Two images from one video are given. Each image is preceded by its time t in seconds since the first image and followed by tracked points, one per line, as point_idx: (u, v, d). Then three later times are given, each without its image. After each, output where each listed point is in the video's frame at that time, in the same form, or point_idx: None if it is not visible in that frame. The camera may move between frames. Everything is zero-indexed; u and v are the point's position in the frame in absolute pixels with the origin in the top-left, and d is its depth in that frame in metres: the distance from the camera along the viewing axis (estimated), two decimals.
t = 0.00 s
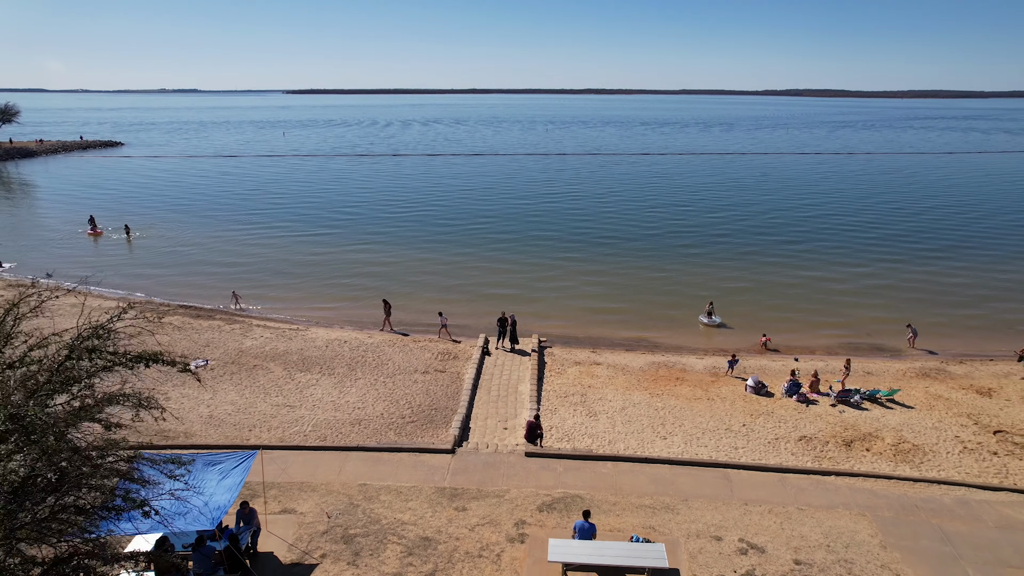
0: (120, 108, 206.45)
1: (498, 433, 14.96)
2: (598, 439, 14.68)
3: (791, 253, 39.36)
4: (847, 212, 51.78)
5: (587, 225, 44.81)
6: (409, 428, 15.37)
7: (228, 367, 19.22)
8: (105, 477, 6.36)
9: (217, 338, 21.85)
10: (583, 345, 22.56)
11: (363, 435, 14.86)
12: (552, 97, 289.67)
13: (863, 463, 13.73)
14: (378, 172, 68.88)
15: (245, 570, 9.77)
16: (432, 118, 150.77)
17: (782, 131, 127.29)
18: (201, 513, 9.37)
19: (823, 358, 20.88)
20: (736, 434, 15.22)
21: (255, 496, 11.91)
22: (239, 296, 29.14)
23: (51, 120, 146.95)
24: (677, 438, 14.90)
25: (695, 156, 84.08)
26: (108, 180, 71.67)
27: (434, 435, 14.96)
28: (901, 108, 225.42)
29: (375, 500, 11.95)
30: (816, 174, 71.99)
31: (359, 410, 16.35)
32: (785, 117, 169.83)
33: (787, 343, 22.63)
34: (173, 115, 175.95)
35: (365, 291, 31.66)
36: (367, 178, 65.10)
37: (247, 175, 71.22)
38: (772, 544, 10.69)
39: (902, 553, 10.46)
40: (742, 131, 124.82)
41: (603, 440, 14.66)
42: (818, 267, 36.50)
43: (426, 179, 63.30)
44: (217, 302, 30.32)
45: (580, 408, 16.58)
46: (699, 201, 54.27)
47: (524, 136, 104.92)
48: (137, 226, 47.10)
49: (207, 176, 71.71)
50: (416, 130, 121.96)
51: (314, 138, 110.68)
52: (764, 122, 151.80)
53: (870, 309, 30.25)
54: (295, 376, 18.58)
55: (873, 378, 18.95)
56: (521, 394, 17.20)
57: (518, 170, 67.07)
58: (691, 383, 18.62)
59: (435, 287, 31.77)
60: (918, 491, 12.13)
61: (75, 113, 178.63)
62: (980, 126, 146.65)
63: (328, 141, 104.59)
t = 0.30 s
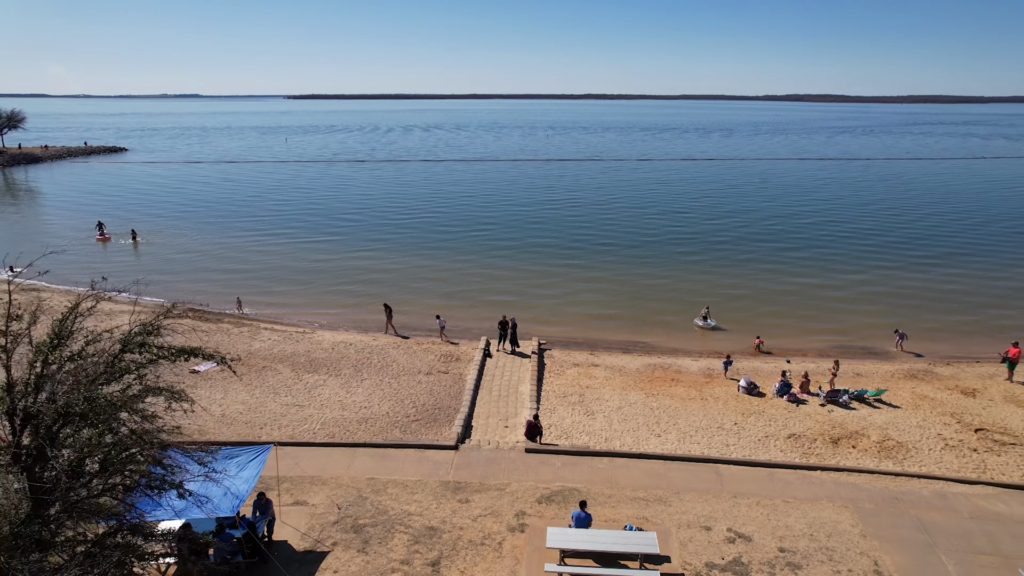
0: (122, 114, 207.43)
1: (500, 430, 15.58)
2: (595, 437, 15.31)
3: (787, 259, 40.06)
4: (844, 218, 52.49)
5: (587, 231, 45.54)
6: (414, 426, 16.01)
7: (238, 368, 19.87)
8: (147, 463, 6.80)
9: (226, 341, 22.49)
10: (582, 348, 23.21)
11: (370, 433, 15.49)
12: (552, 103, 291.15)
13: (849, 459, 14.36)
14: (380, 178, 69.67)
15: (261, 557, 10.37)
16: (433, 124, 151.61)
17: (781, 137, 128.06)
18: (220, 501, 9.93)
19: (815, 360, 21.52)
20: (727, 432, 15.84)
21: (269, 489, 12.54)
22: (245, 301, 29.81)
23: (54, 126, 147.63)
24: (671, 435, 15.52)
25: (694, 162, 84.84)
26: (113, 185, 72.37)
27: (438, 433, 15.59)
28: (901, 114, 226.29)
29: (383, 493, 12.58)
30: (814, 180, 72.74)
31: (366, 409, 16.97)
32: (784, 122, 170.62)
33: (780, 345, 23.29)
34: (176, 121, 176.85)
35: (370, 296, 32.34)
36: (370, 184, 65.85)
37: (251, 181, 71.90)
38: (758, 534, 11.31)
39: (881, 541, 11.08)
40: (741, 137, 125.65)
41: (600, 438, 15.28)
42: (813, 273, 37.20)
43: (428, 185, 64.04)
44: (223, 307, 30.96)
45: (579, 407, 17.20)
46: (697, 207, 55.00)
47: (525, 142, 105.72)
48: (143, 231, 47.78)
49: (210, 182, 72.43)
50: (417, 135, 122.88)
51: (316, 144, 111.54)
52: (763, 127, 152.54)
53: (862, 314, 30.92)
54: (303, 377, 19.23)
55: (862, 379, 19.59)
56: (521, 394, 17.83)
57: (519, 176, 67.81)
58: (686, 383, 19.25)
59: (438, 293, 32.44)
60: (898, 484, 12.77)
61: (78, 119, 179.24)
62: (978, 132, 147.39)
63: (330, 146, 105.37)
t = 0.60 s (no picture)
0: (125, 120, 208.93)
1: (500, 429, 16.20)
2: (592, 436, 15.91)
3: (782, 264, 40.74)
4: (840, 223, 53.17)
5: (586, 237, 46.26)
6: (417, 425, 16.64)
7: (247, 369, 20.51)
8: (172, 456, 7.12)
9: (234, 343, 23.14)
10: (580, 351, 23.85)
11: (376, 432, 16.11)
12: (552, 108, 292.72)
13: (835, 456, 14.98)
14: (382, 184, 70.43)
15: (275, 545, 10.90)
16: (434, 130, 152.45)
17: (779, 143, 128.91)
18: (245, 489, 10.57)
19: (807, 362, 22.16)
20: (719, 431, 16.45)
21: (281, 483, 13.16)
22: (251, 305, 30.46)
23: (57, 132, 148.63)
24: (666, 434, 16.12)
25: (693, 168, 85.60)
26: (117, 191, 73.11)
27: (441, 431, 16.21)
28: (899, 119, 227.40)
29: (389, 487, 13.21)
30: (811, 186, 73.46)
31: (371, 409, 17.60)
32: (782, 128, 171.51)
33: (773, 348, 23.94)
34: (178, 127, 177.78)
35: (373, 301, 33.03)
36: (371, 190, 66.61)
37: (253, 187, 72.65)
38: (746, 525, 11.93)
39: (862, 531, 11.70)
40: (740, 142, 126.54)
41: (597, 436, 15.90)
42: (808, 279, 37.88)
43: (429, 191, 64.81)
44: (229, 311, 31.64)
45: (576, 408, 17.83)
46: (695, 213, 55.73)
47: (525, 147, 106.54)
48: (148, 237, 48.48)
49: (214, 188, 73.20)
50: (418, 141, 123.87)
51: (318, 150, 112.47)
52: (762, 133, 153.40)
53: (855, 319, 31.57)
54: (310, 378, 19.86)
55: (851, 380, 20.22)
56: (521, 395, 18.45)
57: (519, 182, 68.57)
58: (681, 385, 19.88)
59: (439, 298, 33.10)
60: (880, 479, 13.40)
61: (79, 125, 180.01)
62: (976, 137, 148.39)
63: (332, 152, 106.22)
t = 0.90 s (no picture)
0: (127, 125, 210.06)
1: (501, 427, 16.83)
2: (589, 434, 16.54)
3: (778, 269, 41.41)
4: (836, 228, 53.84)
5: (586, 242, 46.96)
6: (421, 423, 17.27)
7: (255, 371, 21.16)
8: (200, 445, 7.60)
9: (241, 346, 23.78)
10: (579, 353, 24.50)
11: (381, 430, 16.75)
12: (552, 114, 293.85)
13: (822, 453, 15.62)
14: (384, 190, 71.20)
15: (288, 535, 11.49)
16: (434, 135, 153.39)
17: (778, 148, 129.66)
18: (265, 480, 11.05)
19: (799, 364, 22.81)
20: (712, 429, 17.09)
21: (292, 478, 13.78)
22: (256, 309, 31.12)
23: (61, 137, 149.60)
24: (660, 432, 16.76)
25: (692, 173, 86.35)
26: (122, 196, 73.83)
27: (443, 430, 16.85)
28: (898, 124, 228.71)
29: (395, 482, 13.85)
30: (809, 191, 74.15)
31: (376, 409, 18.24)
32: (781, 133, 172.38)
33: (767, 351, 24.60)
34: (180, 132, 178.73)
35: (376, 306, 33.71)
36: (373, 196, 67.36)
37: (256, 192, 73.38)
38: (734, 517, 12.56)
39: (844, 522, 12.34)
40: (739, 148, 127.35)
41: (593, 434, 16.54)
42: (803, 283, 38.56)
43: (430, 197, 65.54)
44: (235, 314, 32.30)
45: (575, 408, 18.46)
46: (693, 219, 56.42)
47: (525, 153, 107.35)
48: (153, 242, 49.17)
49: (217, 193, 73.93)
50: (419, 146, 124.72)
51: (320, 155, 113.34)
52: (761, 138, 154.27)
53: (848, 323, 32.22)
54: (317, 380, 20.51)
55: (841, 382, 20.86)
56: (521, 395, 19.09)
57: (519, 188, 69.30)
58: (676, 386, 20.52)
59: (441, 302, 33.76)
60: (864, 474, 14.02)
61: (82, 130, 181.20)
62: (974, 142, 149.26)
63: (333, 158, 107.06)
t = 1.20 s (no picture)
0: (130, 129, 211.36)
1: (502, 425, 17.47)
2: (585, 432, 17.17)
3: (774, 274, 42.09)
4: (832, 233, 54.51)
5: (585, 248, 47.65)
6: (424, 422, 17.89)
7: (263, 371, 21.81)
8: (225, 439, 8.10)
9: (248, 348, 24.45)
10: (577, 355, 25.16)
11: (385, 428, 17.38)
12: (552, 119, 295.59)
13: (810, 450, 16.25)
14: (386, 195, 71.95)
15: (300, 525, 12.12)
16: (436, 140, 154.22)
17: (777, 153, 130.42)
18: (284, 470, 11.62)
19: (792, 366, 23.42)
20: (704, 428, 17.70)
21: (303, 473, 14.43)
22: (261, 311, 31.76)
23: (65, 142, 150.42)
24: (654, 431, 17.39)
25: (691, 178, 87.04)
26: (125, 201, 74.56)
27: (446, 429, 17.48)
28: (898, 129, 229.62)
29: (400, 477, 14.48)
30: (807, 196, 74.82)
31: (380, 408, 18.88)
32: (781, 138, 173.17)
33: (760, 354, 25.25)
34: (183, 137, 179.76)
35: (380, 310, 34.42)
36: (375, 201, 68.08)
37: (259, 197, 74.10)
38: (724, 510, 13.19)
39: (828, 514, 12.96)
40: (738, 153, 128.09)
41: (590, 432, 17.17)
42: (798, 288, 39.20)
43: (432, 202, 66.27)
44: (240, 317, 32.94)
45: (573, 407, 19.11)
46: (691, 224, 57.13)
47: (526, 158, 108.09)
48: (158, 247, 49.86)
49: (220, 198, 74.67)
50: (421, 152, 125.40)
51: (322, 160, 114.20)
52: (761, 143, 154.99)
53: (842, 327, 32.87)
54: (323, 380, 21.17)
55: (831, 383, 21.49)
56: (521, 395, 19.74)
57: (520, 194, 70.05)
58: (670, 386, 21.17)
59: (442, 307, 34.42)
60: (849, 470, 14.65)
61: (85, 136, 182.16)
62: (974, 147, 149.87)
63: (335, 163, 107.87)
